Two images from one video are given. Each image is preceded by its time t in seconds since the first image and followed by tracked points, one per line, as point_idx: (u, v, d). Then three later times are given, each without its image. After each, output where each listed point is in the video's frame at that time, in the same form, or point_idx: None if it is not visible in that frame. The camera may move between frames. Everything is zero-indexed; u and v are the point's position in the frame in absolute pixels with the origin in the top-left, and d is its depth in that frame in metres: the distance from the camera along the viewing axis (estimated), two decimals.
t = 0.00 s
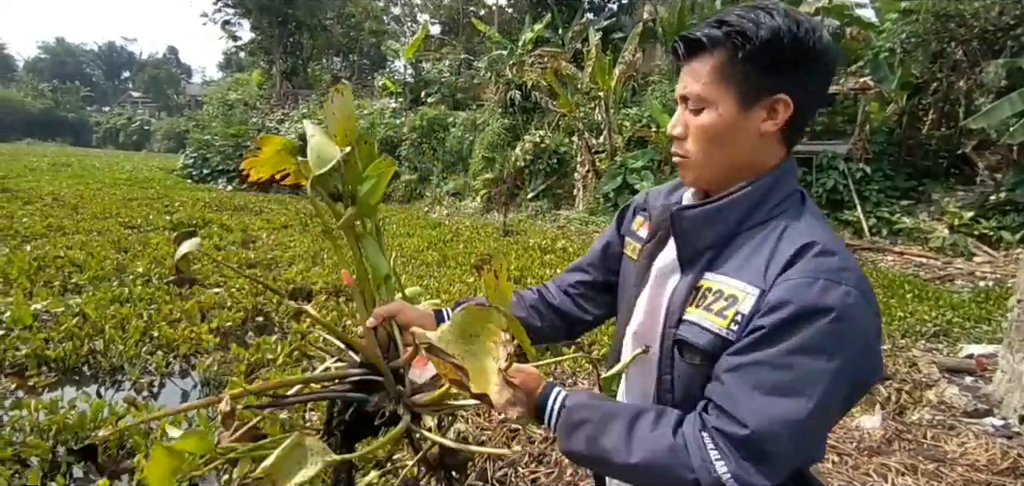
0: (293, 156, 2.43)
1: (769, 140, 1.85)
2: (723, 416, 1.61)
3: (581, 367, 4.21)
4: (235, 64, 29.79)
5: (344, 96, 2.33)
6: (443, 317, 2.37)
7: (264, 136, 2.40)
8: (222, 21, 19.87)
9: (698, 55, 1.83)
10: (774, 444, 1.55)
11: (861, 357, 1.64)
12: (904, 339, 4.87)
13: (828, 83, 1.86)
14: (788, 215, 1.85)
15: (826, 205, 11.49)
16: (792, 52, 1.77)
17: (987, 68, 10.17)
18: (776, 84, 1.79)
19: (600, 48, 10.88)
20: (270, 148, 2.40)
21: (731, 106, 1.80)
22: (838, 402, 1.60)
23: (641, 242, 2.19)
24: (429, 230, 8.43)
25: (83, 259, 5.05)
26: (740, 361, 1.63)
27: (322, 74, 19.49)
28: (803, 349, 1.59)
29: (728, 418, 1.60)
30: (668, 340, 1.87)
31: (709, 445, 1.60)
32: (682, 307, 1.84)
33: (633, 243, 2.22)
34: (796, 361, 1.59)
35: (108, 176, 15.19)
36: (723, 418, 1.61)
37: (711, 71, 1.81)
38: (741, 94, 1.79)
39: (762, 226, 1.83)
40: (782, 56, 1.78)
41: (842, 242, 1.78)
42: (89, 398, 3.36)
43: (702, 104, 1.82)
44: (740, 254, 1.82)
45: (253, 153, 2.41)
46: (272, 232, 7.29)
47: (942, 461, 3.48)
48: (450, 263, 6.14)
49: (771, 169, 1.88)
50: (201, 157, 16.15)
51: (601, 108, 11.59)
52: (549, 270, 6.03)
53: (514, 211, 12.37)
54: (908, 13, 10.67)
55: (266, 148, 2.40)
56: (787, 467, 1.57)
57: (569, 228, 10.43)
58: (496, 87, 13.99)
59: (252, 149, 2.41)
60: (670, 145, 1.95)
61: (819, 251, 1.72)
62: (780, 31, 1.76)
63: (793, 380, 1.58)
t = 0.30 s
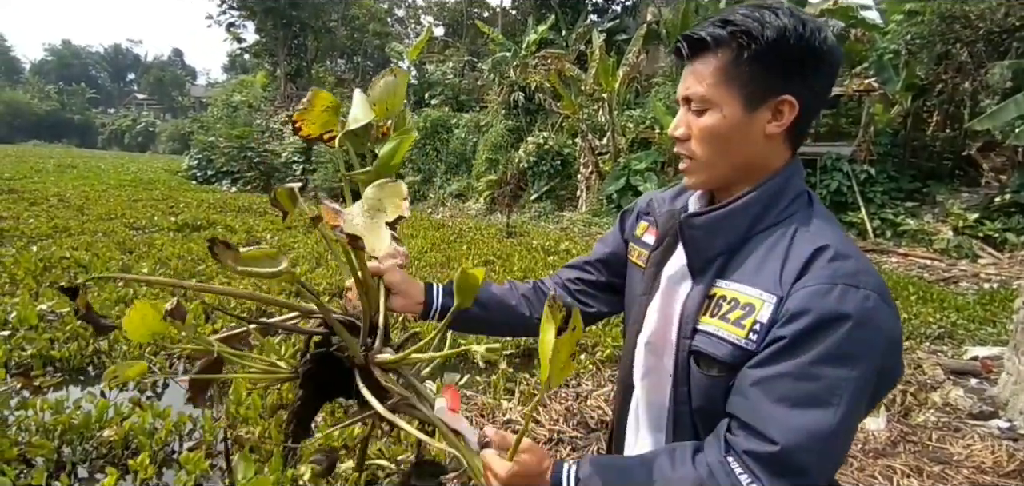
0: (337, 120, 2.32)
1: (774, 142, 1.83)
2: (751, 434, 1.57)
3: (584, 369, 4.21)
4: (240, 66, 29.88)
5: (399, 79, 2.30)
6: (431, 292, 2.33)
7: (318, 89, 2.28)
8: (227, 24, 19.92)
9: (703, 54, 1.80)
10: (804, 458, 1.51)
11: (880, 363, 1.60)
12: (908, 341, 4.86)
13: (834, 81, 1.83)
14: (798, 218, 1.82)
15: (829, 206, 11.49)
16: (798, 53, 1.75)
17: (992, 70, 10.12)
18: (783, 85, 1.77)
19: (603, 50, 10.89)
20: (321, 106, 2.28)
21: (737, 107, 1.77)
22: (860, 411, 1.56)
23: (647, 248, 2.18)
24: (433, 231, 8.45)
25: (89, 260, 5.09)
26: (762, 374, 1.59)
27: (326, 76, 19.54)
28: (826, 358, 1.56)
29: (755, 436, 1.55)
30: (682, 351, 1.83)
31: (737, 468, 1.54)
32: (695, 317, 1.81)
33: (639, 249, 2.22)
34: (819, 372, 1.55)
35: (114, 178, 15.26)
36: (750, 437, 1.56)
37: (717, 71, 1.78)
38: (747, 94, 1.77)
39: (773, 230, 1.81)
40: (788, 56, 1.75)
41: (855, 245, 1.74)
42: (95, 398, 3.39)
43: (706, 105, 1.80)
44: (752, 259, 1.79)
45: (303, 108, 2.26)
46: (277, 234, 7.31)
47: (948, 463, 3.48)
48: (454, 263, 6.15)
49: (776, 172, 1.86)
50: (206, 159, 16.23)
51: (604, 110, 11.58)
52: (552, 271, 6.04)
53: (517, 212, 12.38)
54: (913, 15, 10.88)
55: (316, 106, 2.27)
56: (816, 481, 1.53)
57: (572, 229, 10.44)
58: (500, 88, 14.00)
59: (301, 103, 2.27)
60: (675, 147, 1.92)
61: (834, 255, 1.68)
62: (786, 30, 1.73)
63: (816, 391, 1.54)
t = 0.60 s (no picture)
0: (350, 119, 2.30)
1: (775, 144, 1.83)
2: (759, 435, 1.56)
3: (588, 369, 4.20)
4: (244, 68, 29.90)
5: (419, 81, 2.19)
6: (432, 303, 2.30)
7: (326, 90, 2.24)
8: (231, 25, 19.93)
9: (701, 56, 1.81)
10: (815, 460, 1.50)
11: (892, 363, 1.59)
12: (912, 342, 4.85)
13: (834, 81, 1.83)
14: (803, 219, 1.82)
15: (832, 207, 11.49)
16: (798, 53, 1.75)
17: (997, 71, 10.08)
18: (782, 86, 1.77)
19: (607, 51, 10.87)
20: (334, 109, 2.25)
21: (736, 109, 1.78)
22: (871, 412, 1.55)
23: (650, 252, 2.18)
24: (436, 232, 8.45)
25: (93, 261, 5.10)
26: (770, 375, 1.58)
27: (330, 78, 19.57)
28: (837, 359, 1.55)
29: (764, 437, 1.55)
30: (689, 355, 1.83)
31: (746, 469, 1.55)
32: (701, 320, 1.81)
33: (642, 253, 2.22)
34: (828, 373, 1.55)
35: (118, 179, 15.28)
36: (759, 438, 1.56)
37: (715, 73, 1.78)
38: (745, 96, 1.77)
39: (778, 231, 1.81)
40: (786, 57, 1.75)
41: (862, 245, 1.74)
42: (99, 398, 3.40)
43: (705, 107, 1.80)
44: (757, 261, 1.79)
45: (315, 112, 2.25)
46: (280, 235, 7.32)
47: (952, 465, 3.47)
48: (457, 265, 6.16)
49: (778, 172, 1.86)
50: (210, 160, 16.26)
51: (608, 111, 11.56)
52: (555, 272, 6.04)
53: (521, 213, 12.39)
54: (918, 16, 10.81)
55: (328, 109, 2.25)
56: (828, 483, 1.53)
57: (576, 231, 10.43)
58: (504, 90, 13.99)
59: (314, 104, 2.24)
60: (676, 151, 1.93)
61: (841, 255, 1.67)
62: (784, 31, 1.73)
63: (826, 391, 1.54)
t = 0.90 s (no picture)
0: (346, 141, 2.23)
1: (772, 146, 1.84)
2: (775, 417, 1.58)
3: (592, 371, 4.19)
4: (249, 70, 30.01)
5: (404, 91, 2.02)
6: (439, 332, 2.29)
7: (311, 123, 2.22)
8: (236, 27, 19.97)
9: (694, 64, 1.81)
10: (832, 443, 1.52)
11: (902, 348, 1.61)
12: (918, 344, 4.83)
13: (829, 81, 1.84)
14: (805, 215, 1.84)
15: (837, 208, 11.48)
16: (793, 57, 1.75)
17: (1003, 72, 10.05)
18: (777, 92, 1.78)
19: (611, 52, 10.87)
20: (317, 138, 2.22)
21: (732, 115, 1.78)
22: (884, 396, 1.57)
23: (651, 254, 2.16)
24: (440, 233, 8.47)
25: (98, 261, 5.11)
26: (779, 362, 1.60)
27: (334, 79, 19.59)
28: (846, 344, 1.58)
29: (781, 418, 1.56)
30: (698, 350, 1.82)
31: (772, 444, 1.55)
32: (709, 316, 1.81)
33: (643, 255, 2.20)
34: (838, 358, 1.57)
35: (123, 180, 15.36)
36: (775, 419, 1.57)
37: (709, 81, 1.78)
38: (741, 102, 1.77)
39: (781, 226, 1.82)
40: (782, 61, 1.75)
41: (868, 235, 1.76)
42: (103, 399, 3.42)
43: (700, 114, 1.80)
44: (762, 255, 1.80)
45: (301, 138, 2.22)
46: (285, 235, 7.32)
47: (958, 467, 3.46)
48: (461, 265, 6.16)
49: (778, 170, 1.87)
50: (215, 161, 16.31)
51: (613, 112, 11.55)
52: (560, 273, 6.04)
53: (526, 214, 12.41)
54: (924, 16, 10.90)
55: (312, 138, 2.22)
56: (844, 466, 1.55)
57: (580, 232, 10.44)
58: (508, 91, 14.00)
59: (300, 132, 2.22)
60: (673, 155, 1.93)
61: (849, 243, 1.70)
62: (778, 38, 1.73)
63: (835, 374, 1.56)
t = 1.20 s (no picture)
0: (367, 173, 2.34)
1: (778, 152, 1.92)
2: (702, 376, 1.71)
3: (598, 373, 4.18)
4: (256, 72, 30.05)
5: (419, 117, 2.17)
6: (475, 352, 2.38)
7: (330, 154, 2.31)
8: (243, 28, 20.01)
9: (697, 74, 1.87)
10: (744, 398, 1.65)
11: (861, 343, 1.70)
12: (925, 345, 4.81)
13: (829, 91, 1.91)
14: (794, 216, 1.91)
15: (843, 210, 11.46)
16: (795, 67, 1.82)
17: (1009, 74, 10.02)
18: (783, 100, 1.85)
19: (617, 53, 10.87)
20: (339, 168, 2.33)
21: (737, 124, 1.85)
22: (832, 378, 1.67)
23: (657, 257, 2.24)
24: (447, 234, 8.47)
25: (105, 262, 5.12)
26: (733, 339, 1.73)
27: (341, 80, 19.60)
28: (799, 327, 1.68)
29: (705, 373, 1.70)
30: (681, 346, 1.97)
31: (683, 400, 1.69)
32: (693, 312, 1.94)
33: (651, 259, 2.27)
34: (787, 337, 1.68)
35: (130, 181, 15.39)
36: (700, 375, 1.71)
37: (716, 90, 1.84)
38: (742, 112, 1.84)
39: (765, 225, 1.92)
40: (786, 71, 1.82)
41: (847, 236, 1.84)
42: (110, 399, 3.43)
43: (707, 124, 1.87)
44: (744, 254, 1.90)
45: (319, 172, 2.33)
46: (292, 236, 7.33)
47: (966, 469, 3.44)
48: (467, 266, 6.17)
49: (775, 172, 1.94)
50: (221, 162, 16.33)
51: (618, 113, 11.54)
52: (566, 274, 6.04)
53: (532, 215, 12.41)
54: (930, 18, 10.90)
55: (334, 169, 2.32)
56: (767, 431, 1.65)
57: (585, 233, 10.43)
58: (514, 92, 13.99)
59: (318, 166, 2.33)
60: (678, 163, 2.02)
61: (821, 244, 1.79)
62: (785, 48, 1.80)
63: (782, 351, 1.67)
